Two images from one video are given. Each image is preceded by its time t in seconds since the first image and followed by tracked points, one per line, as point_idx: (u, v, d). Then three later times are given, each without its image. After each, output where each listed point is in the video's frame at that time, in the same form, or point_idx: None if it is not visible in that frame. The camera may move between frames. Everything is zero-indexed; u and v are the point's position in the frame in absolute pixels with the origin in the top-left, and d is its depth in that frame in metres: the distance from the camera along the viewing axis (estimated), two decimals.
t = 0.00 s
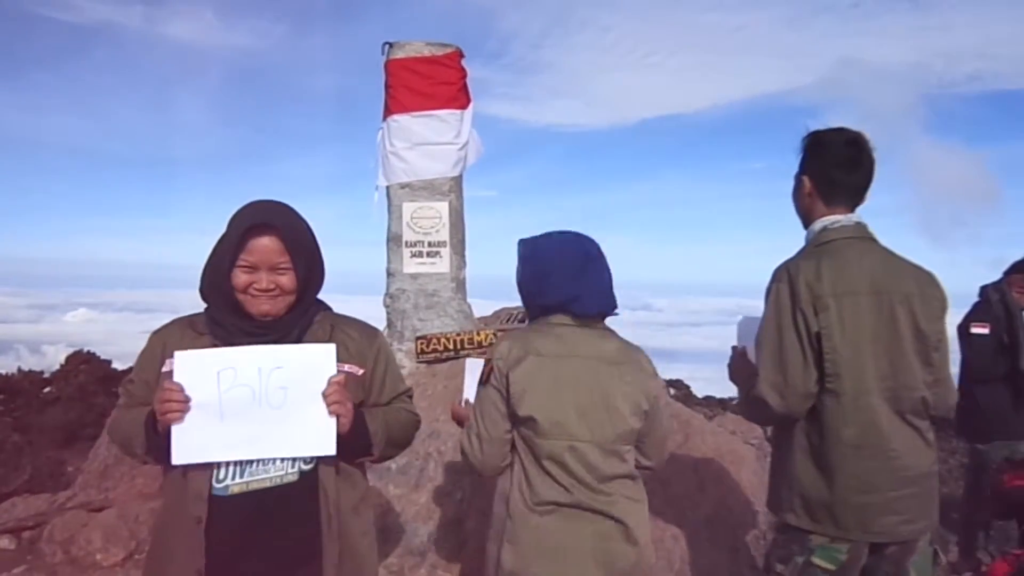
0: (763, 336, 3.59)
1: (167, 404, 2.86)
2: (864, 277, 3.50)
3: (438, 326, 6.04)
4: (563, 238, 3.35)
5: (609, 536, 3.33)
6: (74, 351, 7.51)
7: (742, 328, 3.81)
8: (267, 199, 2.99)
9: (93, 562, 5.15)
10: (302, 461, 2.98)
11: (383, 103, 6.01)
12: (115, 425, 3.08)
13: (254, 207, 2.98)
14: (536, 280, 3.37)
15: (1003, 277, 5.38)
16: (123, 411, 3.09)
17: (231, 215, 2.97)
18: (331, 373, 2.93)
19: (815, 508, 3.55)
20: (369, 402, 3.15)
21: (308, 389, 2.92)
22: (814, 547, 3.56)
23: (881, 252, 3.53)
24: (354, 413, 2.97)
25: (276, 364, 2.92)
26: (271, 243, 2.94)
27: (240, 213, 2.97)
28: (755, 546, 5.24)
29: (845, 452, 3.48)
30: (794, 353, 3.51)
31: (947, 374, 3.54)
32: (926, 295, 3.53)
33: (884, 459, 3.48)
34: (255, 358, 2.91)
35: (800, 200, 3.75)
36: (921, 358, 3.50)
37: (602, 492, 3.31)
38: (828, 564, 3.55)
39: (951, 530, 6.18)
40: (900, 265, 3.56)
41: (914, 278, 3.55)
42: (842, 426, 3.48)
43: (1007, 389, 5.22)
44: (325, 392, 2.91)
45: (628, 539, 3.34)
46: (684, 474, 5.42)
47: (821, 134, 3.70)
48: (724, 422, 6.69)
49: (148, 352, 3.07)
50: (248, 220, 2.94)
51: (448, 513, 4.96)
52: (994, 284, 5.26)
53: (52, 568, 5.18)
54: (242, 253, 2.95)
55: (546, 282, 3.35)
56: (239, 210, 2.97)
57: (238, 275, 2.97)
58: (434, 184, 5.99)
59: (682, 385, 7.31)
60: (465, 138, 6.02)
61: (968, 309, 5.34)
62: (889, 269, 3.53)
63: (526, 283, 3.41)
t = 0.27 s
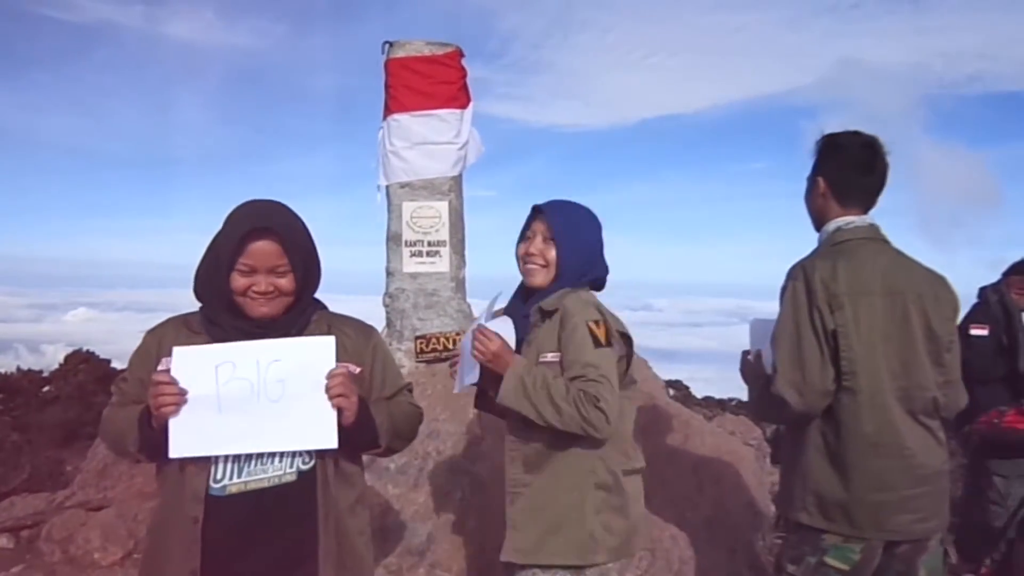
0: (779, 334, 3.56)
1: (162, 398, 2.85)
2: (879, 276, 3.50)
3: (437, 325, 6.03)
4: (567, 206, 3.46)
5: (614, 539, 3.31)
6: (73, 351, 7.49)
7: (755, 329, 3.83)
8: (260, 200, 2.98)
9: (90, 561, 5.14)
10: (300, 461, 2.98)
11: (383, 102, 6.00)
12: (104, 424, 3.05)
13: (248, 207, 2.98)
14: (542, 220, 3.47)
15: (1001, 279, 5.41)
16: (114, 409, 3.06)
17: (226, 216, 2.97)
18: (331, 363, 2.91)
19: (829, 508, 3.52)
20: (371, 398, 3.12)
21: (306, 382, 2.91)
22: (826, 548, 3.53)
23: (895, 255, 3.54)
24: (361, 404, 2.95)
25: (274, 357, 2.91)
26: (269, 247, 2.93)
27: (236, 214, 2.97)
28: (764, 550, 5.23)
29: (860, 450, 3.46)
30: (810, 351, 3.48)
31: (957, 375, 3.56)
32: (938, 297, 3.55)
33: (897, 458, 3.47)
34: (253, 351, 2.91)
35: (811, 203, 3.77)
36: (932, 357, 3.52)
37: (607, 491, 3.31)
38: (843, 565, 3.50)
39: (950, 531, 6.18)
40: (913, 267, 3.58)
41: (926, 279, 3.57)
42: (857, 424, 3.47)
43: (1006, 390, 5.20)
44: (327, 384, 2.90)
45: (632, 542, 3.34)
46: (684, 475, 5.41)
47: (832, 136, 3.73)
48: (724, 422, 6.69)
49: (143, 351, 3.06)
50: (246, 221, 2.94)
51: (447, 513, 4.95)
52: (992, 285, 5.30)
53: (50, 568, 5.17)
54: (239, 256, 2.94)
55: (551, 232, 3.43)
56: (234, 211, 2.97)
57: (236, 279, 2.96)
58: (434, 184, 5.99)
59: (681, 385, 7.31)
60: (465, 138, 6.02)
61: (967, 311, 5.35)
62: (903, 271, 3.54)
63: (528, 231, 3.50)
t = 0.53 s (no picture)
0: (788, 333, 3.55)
1: (155, 395, 2.83)
2: (888, 276, 3.49)
3: (437, 324, 6.03)
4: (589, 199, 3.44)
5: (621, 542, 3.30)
6: (72, 349, 7.47)
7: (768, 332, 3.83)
8: (254, 201, 2.97)
9: (90, 560, 5.14)
10: (299, 459, 2.99)
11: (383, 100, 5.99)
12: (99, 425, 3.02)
13: (246, 207, 2.97)
14: (564, 206, 3.41)
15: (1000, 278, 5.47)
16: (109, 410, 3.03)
17: (223, 217, 2.96)
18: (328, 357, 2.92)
19: (836, 506, 3.51)
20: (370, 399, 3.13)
21: (303, 377, 2.92)
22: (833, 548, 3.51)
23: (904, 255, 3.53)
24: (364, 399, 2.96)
25: (270, 351, 2.92)
26: (265, 250, 2.92)
27: (234, 214, 2.96)
28: (766, 549, 5.24)
29: (867, 448, 3.44)
30: (820, 351, 3.47)
31: (966, 376, 3.55)
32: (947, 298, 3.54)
33: (905, 457, 3.45)
34: (249, 346, 2.91)
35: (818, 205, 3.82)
36: (940, 357, 3.51)
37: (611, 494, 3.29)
38: (848, 563, 3.49)
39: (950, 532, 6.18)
40: (922, 267, 3.57)
41: (935, 280, 3.55)
42: (865, 423, 3.45)
43: (1006, 389, 5.14)
44: (326, 377, 2.92)
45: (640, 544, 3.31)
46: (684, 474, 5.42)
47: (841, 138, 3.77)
48: (724, 421, 6.68)
49: (141, 351, 3.05)
50: (243, 223, 2.92)
51: (447, 512, 4.94)
52: (992, 285, 5.30)
53: (49, 567, 5.16)
54: (235, 259, 2.92)
55: (577, 221, 3.38)
56: (231, 212, 2.96)
57: (231, 282, 2.95)
58: (433, 183, 5.98)
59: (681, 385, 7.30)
60: (465, 137, 6.01)
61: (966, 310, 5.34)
62: (911, 271, 3.54)
63: (550, 220, 3.43)
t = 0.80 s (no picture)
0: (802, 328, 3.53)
1: (150, 393, 2.82)
2: (898, 273, 3.49)
3: (435, 322, 6.02)
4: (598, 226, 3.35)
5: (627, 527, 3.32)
6: (72, 349, 7.46)
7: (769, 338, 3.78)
8: (248, 198, 2.97)
9: (89, 559, 5.13)
10: (296, 457, 2.99)
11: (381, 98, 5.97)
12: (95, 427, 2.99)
13: (245, 203, 2.96)
14: (577, 234, 3.29)
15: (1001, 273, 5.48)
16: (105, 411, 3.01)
17: (221, 211, 2.95)
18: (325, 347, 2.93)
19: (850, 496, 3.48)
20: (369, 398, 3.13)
21: (301, 371, 2.92)
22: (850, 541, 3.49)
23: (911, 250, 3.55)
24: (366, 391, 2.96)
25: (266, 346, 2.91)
26: (260, 247, 2.91)
27: (233, 209, 2.95)
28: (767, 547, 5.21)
29: (885, 440, 3.42)
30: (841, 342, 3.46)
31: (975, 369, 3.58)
32: (955, 291, 3.56)
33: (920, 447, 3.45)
34: (243, 341, 2.90)
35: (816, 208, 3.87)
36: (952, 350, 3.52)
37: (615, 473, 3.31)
38: (858, 553, 3.49)
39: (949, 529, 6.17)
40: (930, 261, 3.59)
41: (943, 273, 3.57)
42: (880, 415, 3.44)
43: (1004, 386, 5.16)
44: (321, 372, 2.92)
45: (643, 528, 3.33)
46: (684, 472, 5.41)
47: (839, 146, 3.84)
48: (723, 418, 6.67)
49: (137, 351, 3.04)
50: (240, 220, 2.91)
51: (445, 510, 4.94)
52: (991, 282, 5.31)
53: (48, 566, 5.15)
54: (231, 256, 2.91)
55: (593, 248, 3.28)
56: (230, 207, 2.95)
57: (227, 280, 2.94)
58: (432, 180, 5.97)
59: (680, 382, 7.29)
60: (464, 135, 6.00)
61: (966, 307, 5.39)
62: (920, 265, 3.55)
63: (563, 247, 3.26)
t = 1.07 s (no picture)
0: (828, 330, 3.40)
1: (138, 389, 2.80)
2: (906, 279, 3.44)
3: (430, 321, 6.02)
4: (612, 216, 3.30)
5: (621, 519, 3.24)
6: (66, 348, 7.44)
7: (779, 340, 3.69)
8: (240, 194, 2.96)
9: (84, 559, 5.13)
10: (290, 457, 2.99)
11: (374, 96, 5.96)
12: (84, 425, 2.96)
13: (237, 199, 2.96)
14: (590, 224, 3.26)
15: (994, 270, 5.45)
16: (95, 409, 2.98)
17: (212, 208, 2.95)
18: (320, 342, 2.93)
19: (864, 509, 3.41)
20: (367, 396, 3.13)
21: (295, 367, 2.92)
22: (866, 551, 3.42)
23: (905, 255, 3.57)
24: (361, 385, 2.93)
25: (261, 342, 2.92)
26: (251, 242, 2.90)
27: (223, 206, 2.94)
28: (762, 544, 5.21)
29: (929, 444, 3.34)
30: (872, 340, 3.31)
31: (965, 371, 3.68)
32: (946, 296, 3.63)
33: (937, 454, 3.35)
34: (237, 335, 2.91)
35: (790, 224, 3.78)
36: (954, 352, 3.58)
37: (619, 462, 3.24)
38: (888, 559, 3.39)
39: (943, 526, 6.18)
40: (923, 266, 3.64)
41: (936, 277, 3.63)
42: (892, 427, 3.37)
43: (997, 384, 5.24)
44: (315, 369, 2.92)
45: (640, 525, 3.20)
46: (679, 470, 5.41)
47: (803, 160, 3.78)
48: (718, 416, 6.67)
49: (129, 349, 3.03)
50: (231, 216, 2.91)
51: (440, 509, 4.93)
52: (986, 279, 5.31)
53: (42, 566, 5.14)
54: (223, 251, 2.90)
55: (604, 239, 3.23)
56: (221, 204, 2.95)
57: (219, 275, 2.93)
58: (426, 178, 5.97)
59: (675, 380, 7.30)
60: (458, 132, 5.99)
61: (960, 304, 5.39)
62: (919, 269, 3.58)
63: (575, 238, 3.23)
